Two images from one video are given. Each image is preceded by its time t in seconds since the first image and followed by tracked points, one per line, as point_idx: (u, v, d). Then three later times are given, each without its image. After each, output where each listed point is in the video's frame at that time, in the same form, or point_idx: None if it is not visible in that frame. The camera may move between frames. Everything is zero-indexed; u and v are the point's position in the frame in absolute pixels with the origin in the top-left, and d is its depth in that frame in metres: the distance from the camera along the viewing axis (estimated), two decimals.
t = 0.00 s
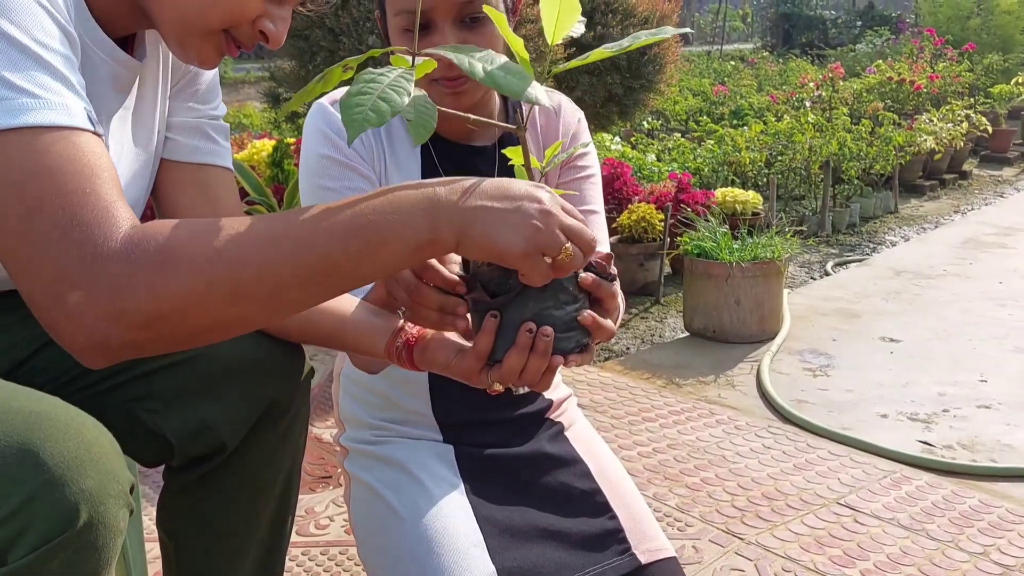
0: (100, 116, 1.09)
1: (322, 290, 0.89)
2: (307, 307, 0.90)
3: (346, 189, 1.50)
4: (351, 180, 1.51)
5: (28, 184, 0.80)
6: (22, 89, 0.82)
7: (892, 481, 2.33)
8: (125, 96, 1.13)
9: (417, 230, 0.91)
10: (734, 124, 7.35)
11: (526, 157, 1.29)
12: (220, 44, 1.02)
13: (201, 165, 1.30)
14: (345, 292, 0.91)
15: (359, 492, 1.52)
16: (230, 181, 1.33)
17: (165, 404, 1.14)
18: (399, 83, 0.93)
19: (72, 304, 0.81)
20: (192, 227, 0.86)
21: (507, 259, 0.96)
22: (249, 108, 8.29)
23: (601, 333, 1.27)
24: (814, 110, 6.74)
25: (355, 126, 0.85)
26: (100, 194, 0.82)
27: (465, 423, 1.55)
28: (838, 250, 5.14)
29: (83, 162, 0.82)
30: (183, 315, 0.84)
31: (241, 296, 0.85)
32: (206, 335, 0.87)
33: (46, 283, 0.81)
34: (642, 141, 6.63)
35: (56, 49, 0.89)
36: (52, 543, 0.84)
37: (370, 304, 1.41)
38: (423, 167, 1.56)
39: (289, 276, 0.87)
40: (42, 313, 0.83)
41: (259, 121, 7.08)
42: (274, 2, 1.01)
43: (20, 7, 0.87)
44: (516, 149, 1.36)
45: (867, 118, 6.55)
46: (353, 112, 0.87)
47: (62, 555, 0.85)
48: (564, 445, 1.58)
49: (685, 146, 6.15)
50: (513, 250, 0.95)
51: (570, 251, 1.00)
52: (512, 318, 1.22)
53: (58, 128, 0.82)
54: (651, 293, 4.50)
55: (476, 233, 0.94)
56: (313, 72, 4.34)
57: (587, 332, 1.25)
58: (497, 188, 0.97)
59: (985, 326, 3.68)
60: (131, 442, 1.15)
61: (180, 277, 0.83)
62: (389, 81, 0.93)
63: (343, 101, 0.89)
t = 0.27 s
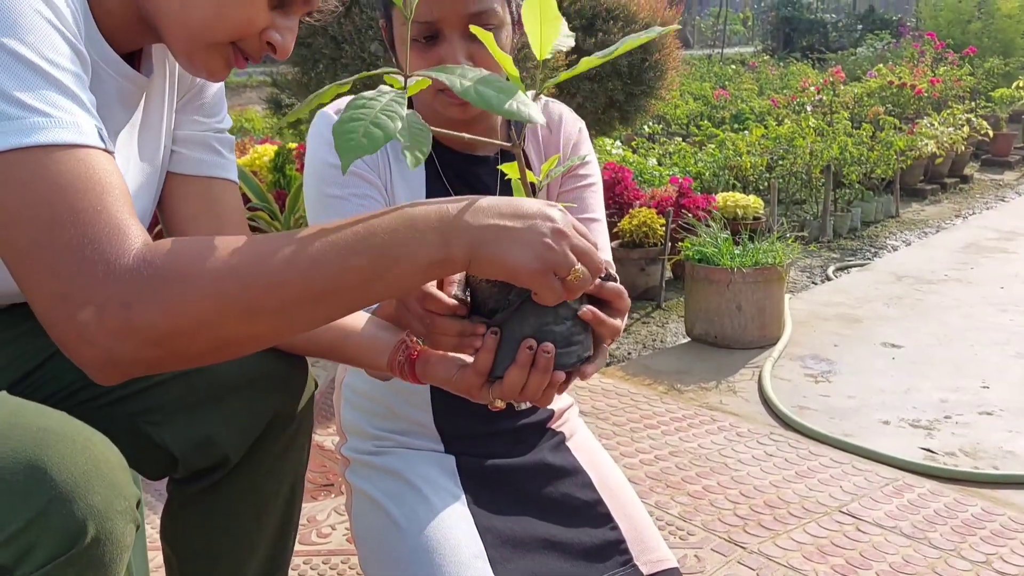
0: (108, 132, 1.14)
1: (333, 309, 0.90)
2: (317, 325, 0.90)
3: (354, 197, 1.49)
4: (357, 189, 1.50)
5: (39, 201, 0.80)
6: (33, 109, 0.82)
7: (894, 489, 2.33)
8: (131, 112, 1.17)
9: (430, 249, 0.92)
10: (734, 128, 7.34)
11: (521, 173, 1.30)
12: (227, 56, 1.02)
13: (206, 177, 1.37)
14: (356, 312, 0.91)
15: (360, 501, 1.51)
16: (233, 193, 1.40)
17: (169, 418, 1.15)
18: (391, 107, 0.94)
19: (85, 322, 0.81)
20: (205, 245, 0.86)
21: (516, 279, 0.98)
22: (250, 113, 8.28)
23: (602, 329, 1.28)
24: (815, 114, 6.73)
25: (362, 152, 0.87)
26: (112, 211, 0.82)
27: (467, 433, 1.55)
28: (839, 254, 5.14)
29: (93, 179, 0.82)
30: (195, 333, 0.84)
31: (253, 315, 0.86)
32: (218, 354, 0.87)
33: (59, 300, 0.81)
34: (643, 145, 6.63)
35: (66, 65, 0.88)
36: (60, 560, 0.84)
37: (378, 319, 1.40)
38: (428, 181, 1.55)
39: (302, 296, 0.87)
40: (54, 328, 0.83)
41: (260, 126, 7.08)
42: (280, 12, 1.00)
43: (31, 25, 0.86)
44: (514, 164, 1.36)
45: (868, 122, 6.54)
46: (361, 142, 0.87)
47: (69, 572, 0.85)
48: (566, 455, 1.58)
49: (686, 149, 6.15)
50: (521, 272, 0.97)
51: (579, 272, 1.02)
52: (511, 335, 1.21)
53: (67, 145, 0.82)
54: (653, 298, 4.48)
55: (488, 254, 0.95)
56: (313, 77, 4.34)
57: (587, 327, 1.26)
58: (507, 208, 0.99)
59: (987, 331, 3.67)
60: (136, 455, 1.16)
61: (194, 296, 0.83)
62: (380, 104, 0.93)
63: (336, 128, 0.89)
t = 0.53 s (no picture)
0: (121, 148, 1.21)
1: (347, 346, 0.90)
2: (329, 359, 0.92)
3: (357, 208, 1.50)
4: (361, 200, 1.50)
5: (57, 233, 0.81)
6: (51, 138, 0.82)
7: (896, 502, 2.34)
8: (142, 131, 1.25)
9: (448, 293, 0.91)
10: (734, 139, 7.36)
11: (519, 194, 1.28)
12: (237, 79, 1.10)
13: (213, 194, 1.39)
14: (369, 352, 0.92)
15: (363, 517, 1.51)
16: (239, 213, 1.42)
17: (175, 436, 1.17)
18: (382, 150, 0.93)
19: (99, 351, 0.83)
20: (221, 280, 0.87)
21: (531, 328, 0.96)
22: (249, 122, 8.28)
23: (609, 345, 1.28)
24: (814, 124, 6.75)
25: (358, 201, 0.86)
26: (130, 245, 0.83)
27: (469, 448, 1.55)
28: (840, 265, 5.15)
29: (109, 211, 0.83)
30: (207, 367, 0.86)
31: (265, 353, 0.87)
32: (229, 387, 0.89)
33: (75, 329, 0.82)
34: (643, 155, 6.64)
35: (81, 93, 0.88)
36: None
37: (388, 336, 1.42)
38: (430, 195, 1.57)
39: (315, 335, 0.88)
40: (70, 354, 0.84)
41: (261, 136, 7.09)
42: (289, 36, 1.08)
43: (46, 54, 0.87)
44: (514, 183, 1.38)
45: (868, 133, 6.56)
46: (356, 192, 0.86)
47: None
48: (569, 470, 1.58)
49: (686, 160, 6.16)
50: (537, 322, 0.95)
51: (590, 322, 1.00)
52: (516, 354, 1.21)
53: (83, 173, 0.82)
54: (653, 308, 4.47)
55: (507, 302, 0.93)
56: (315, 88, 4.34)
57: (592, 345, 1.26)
58: (531, 248, 0.95)
59: (987, 343, 3.68)
60: (142, 471, 1.18)
61: (208, 332, 0.84)
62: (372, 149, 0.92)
63: (328, 178, 0.88)
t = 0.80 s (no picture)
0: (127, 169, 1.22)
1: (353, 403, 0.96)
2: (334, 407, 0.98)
3: (361, 226, 1.51)
4: (363, 218, 1.51)
5: (82, 266, 0.84)
6: (66, 165, 0.85)
7: (900, 515, 2.33)
8: (148, 150, 1.26)
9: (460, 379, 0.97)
10: (736, 150, 7.37)
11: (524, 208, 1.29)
12: (245, 98, 1.12)
13: (220, 213, 1.40)
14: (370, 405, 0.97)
15: (366, 533, 1.51)
16: (245, 227, 1.43)
17: (177, 452, 1.17)
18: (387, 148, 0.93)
19: (115, 378, 0.87)
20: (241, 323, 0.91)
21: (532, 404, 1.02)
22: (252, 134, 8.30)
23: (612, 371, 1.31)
24: (816, 135, 6.76)
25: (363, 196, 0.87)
26: (150, 278, 0.86)
27: (471, 463, 1.55)
28: (842, 276, 5.14)
29: (131, 241, 0.86)
30: (216, 404, 0.90)
31: (273, 398, 0.91)
32: (232, 424, 0.93)
33: (93, 356, 0.86)
34: (644, 166, 6.65)
35: (96, 119, 0.91)
36: None
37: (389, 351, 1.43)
38: (432, 212, 1.57)
39: (326, 395, 0.93)
40: (85, 377, 0.88)
41: (264, 147, 7.10)
42: (297, 57, 1.09)
43: (62, 81, 0.89)
44: (516, 197, 1.39)
45: (869, 144, 6.56)
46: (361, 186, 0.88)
47: None
48: (572, 485, 1.58)
49: (687, 171, 6.17)
50: (538, 410, 1.03)
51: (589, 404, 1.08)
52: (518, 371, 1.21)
53: (99, 200, 0.85)
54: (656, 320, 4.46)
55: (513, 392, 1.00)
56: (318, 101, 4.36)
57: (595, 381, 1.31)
58: (552, 347, 0.99)
59: (991, 355, 3.68)
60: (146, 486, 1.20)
61: (226, 379, 0.89)
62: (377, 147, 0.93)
63: (334, 174, 0.89)
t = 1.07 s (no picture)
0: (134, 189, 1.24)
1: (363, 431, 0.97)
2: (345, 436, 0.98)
3: (362, 245, 1.52)
4: (364, 237, 1.52)
5: (94, 290, 0.85)
6: (77, 189, 0.86)
7: (905, 529, 2.33)
8: (155, 170, 1.27)
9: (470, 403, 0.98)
10: (738, 160, 7.38)
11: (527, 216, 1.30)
12: (251, 119, 1.13)
13: (226, 229, 1.41)
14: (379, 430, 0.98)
15: (370, 549, 1.51)
16: (251, 245, 1.43)
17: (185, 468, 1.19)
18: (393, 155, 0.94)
19: (125, 400, 0.88)
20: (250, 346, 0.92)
21: (541, 432, 1.04)
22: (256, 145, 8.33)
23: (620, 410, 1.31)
24: (818, 146, 6.77)
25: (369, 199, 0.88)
26: (159, 301, 0.88)
27: (476, 479, 1.56)
28: (845, 287, 5.14)
29: (140, 265, 0.87)
30: (225, 427, 0.91)
31: (282, 421, 0.92)
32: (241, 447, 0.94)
33: (105, 379, 0.87)
34: (647, 177, 6.66)
35: (104, 142, 0.92)
36: None
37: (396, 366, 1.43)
38: (435, 229, 1.58)
39: (335, 418, 0.94)
40: (96, 400, 0.89)
41: (267, 159, 7.12)
42: (302, 78, 1.10)
43: (72, 105, 0.89)
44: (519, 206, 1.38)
45: (872, 155, 6.58)
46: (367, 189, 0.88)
47: None
48: (576, 500, 1.58)
49: (690, 183, 6.18)
50: (548, 435, 1.04)
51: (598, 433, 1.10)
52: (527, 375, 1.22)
53: (108, 225, 0.86)
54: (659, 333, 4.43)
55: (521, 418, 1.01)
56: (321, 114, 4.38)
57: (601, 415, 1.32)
58: (560, 372, 1.01)
59: (995, 366, 3.67)
60: (156, 502, 1.21)
61: (237, 398, 0.90)
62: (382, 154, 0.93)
63: (339, 181, 0.89)
